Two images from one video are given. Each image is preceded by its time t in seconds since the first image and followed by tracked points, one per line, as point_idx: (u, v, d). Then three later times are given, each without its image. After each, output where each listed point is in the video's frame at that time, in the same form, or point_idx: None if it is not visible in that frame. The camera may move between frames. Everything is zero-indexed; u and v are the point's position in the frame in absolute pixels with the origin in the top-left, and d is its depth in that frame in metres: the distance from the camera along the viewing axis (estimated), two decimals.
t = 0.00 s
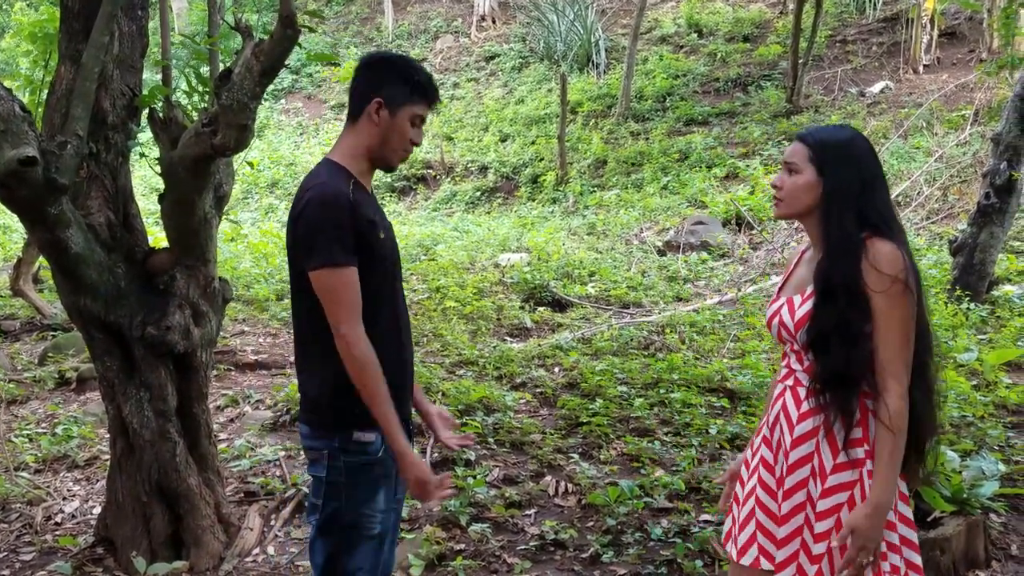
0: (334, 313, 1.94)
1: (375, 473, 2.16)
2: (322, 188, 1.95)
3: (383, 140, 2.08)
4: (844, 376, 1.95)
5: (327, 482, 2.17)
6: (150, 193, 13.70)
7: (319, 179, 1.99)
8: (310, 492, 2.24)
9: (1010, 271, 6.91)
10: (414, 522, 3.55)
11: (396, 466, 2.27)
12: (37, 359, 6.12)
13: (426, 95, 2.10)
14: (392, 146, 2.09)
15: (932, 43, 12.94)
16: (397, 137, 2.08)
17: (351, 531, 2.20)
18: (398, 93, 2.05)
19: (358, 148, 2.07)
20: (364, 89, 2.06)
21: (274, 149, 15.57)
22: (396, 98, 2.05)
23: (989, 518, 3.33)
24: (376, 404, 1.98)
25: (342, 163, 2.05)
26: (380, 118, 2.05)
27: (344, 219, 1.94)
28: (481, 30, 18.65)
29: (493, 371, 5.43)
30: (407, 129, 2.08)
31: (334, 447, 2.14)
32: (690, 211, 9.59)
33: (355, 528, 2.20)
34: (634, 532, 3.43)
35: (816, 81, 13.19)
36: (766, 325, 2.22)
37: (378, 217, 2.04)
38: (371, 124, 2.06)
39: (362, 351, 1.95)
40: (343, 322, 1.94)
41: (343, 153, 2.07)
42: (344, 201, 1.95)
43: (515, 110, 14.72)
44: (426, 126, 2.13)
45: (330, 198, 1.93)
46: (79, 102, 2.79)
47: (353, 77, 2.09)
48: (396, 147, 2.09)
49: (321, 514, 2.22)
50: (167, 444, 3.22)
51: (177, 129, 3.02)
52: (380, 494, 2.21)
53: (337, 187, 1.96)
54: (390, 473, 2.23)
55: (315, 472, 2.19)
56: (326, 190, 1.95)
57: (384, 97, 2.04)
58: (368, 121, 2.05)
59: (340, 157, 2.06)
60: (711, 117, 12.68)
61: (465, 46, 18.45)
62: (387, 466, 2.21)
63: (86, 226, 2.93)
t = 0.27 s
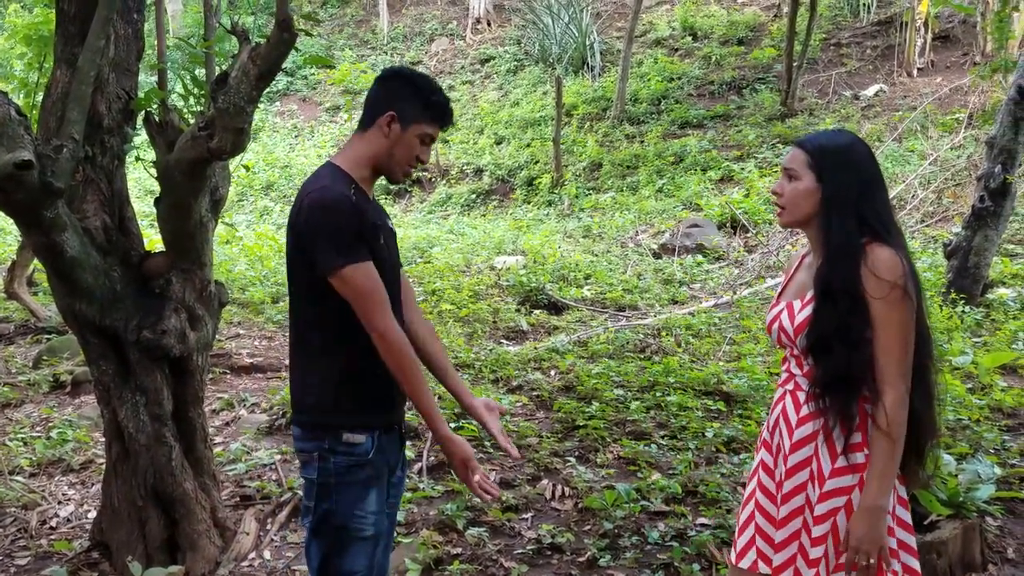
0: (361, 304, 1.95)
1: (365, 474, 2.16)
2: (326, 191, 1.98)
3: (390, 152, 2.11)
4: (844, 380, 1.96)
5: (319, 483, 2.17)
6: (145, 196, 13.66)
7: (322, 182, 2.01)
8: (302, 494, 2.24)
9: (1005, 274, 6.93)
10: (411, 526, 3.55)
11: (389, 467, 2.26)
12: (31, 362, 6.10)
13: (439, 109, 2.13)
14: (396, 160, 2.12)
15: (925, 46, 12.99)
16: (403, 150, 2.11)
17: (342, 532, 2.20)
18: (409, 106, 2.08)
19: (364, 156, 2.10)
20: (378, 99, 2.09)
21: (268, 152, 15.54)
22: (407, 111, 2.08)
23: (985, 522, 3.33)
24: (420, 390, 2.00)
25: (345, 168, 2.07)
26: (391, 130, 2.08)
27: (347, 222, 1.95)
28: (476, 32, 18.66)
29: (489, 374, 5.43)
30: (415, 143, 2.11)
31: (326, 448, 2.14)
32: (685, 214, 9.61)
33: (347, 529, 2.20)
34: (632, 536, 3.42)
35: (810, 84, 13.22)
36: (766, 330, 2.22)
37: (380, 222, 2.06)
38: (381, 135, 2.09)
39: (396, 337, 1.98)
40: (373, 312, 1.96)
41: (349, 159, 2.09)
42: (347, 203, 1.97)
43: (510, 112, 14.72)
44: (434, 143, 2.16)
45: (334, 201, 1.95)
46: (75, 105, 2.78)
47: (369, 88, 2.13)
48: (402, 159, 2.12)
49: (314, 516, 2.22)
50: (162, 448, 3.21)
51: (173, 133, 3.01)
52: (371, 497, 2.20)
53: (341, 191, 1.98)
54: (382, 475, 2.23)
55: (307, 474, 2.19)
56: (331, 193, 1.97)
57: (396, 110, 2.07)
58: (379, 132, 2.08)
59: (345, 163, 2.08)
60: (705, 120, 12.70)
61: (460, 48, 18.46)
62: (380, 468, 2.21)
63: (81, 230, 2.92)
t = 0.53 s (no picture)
0: (300, 322, 1.96)
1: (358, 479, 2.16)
2: (322, 198, 1.99)
3: (396, 152, 2.11)
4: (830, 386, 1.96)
5: (312, 488, 2.18)
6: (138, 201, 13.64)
7: (321, 189, 2.02)
8: (296, 499, 2.24)
9: (996, 279, 6.96)
10: (403, 532, 3.54)
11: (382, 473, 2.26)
12: (23, 368, 6.08)
13: (430, 93, 2.12)
14: (407, 157, 2.12)
15: (918, 52, 13.05)
16: (409, 147, 2.11)
17: (335, 537, 2.19)
18: (404, 104, 2.09)
19: (370, 163, 2.12)
20: (374, 104, 2.10)
21: (263, 157, 15.53)
22: (403, 109, 2.08)
23: (976, 527, 3.34)
24: (351, 409, 1.98)
25: (350, 175, 2.09)
26: (392, 132, 2.09)
27: (341, 229, 1.97)
28: (471, 38, 18.69)
29: (483, 380, 5.43)
30: (419, 138, 2.11)
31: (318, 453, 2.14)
32: (679, 219, 9.63)
33: (340, 534, 2.19)
34: (624, 542, 3.43)
35: (803, 90, 13.27)
36: (755, 335, 2.23)
37: (378, 230, 2.08)
38: (383, 138, 2.10)
39: (325, 354, 1.97)
40: (307, 327, 1.96)
41: (354, 166, 2.11)
42: (343, 211, 1.98)
43: (504, 118, 14.74)
44: (437, 132, 2.15)
45: (330, 208, 1.97)
46: (67, 111, 2.78)
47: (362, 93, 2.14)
48: (411, 157, 2.12)
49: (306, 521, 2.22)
50: (154, 454, 3.21)
51: (166, 138, 3.00)
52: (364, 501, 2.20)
53: (337, 198, 2.00)
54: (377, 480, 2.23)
55: (301, 478, 2.20)
56: (326, 200, 1.98)
57: (393, 110, 2.08)
58: (381, 137, 2.09)
59: (349, 170, 2.10)
60: (699, 126, 12.74)
61: (455, 54, 18.49)
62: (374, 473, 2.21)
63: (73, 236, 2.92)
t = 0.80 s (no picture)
0: (280, 327, 1.96)
1: (347, 486, 2.16)
2: (310, 203, 2.00)
3: (383, 155, 2.11)
4: (814, 392, 1.97)
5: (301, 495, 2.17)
6: (129, 208, 13.60)
7: (308, 196, 2.03)
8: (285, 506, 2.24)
9: (985, 286, 6.99)
10: (392, 539, 3.53)
11: (371, 480, 2.26)
12: (12, 376, 6.05)
13: (408, 90, 2.13)
14: (395, 157, 2.12)
15: (907, 61, 13.13)
16: (395, 147, 2.11)
17: (324, 544, 2.19)
18: (384, 105, 2.09)
19: (359, 168, 2.12)
20: (355, 108, 2.10)
21: (254, 164, 15.51)
22: (384, 110, 2.08)
23: (964, 532, 3.35)
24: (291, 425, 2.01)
25: (339, 182, 2.10)
26: (376, 134, 2.09)
27: (327, 235, 1.97)
28: (463, 46, 18.73)
29: (473, 386, 5.43)
30: (404, 138, 2.11)
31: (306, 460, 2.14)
32: (670, 226, 9.65)
33: (329, 541, 2.19)
34: (614, 548, 3.42)
35: (793, 98, 13.33)
36: (738, 342, 2.24)
37: (365, 235, 2.08)
38: (369, 142, 2.10)
39: (294, 365, 1.98)
40: (283, 332, 1.96)
41: (344, 173, 2.12)
42: (330, 217, 1.99)
43: (496, 126, 14.77)
44: (422, 129, 2.14)
45: (316, 213, 1.97)
46: (55, 118, 2.77)
47: (342, 99, 2.14)
48: (399, 156, 2.12)
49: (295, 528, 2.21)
50: (143, 462, 3.20)
51: (154, 145, 2.99)
52: (354, 507, 2.19)
53: (325, 204, 2.00)
54: (366, 487, 2.23)
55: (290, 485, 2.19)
56: (313, 206, 1.99)
57: (374, 112, 2.08)
58: (366, 140, 2.09)
59: (338, 177, 2.11)
60: (689, 134, 12.79)
61: (447, 62, 18.52)
62: (363, 480, 2.20)
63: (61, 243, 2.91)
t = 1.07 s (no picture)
0: (265, 330, 1.96)
1: (336, 486, 2.16)
2: (295, 205, 1.99)
3: (366, 155, 2.11)
4: (800, 394, 1.98)
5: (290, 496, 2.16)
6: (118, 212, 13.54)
7: (293, 197, 2.03)
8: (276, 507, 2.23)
9: (973, 289, 7.03)
10: (382, 543, 3.52)
11: (360, 481, 2.25)
12: None
13: (392, 91, 2.12)
14: (378, 157, 2.12)
15: (895, 66, 13.21)
16: (379, 147, 2.11)
17: (315, 545, 2.18)
18: (367, 106, 2.08)
19: (343, 169, 2.12)
20: (338, 109, 2.10)
21: (244, 168, 15.47)
22: (367, 110, 2.08)
23: (952, 534, 3.36)
24: (288, 424, 2.00)
25: (323, 183, 2.09)
26: (358, 134, 2.09)
27: (312, 237, 1.97)
28: (454, 50, 18.74)
29: (463, 390, 5.42)
30: (387, 138, 2.10)
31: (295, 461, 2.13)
32: (660, 230, 9.67)
33: (320, 542, 2.18)
34: (603, 551, 3.42)
35: (782, 102, 13.38)
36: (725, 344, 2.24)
37: (351, 237, 2.08)
38: (351, 143, 2.10)
39: (283, 367, 1.98)
40: (270, 335, 1.96)
41: (328, 173, 2.12)
42: (315, 219, 1.98)
43: (486, 129, 14.78)
44: (405, 129, 2.14)
45: (301, 215, 1.97)
46: (43, 120, 2.76)
47: (324, 100, 2.14)
48: (383, 156, 2.12)
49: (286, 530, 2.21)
50: (130, 465, 3.18)
51: (142, 147, 2.97)
52: (343, 507, 2.19)
53: (309, 205, 2.00)
54: (355, 487, 2.22)
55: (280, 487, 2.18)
56: (298, 208, 1.98)
57: (356, 113, 2.08)
58: (348, 141, 2.09)
59: (322, 178, 2.10)
60: (679, 138, 12.83)
61: (437, 66, 18.53)
62: (352, 481, 2.20)
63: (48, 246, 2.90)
